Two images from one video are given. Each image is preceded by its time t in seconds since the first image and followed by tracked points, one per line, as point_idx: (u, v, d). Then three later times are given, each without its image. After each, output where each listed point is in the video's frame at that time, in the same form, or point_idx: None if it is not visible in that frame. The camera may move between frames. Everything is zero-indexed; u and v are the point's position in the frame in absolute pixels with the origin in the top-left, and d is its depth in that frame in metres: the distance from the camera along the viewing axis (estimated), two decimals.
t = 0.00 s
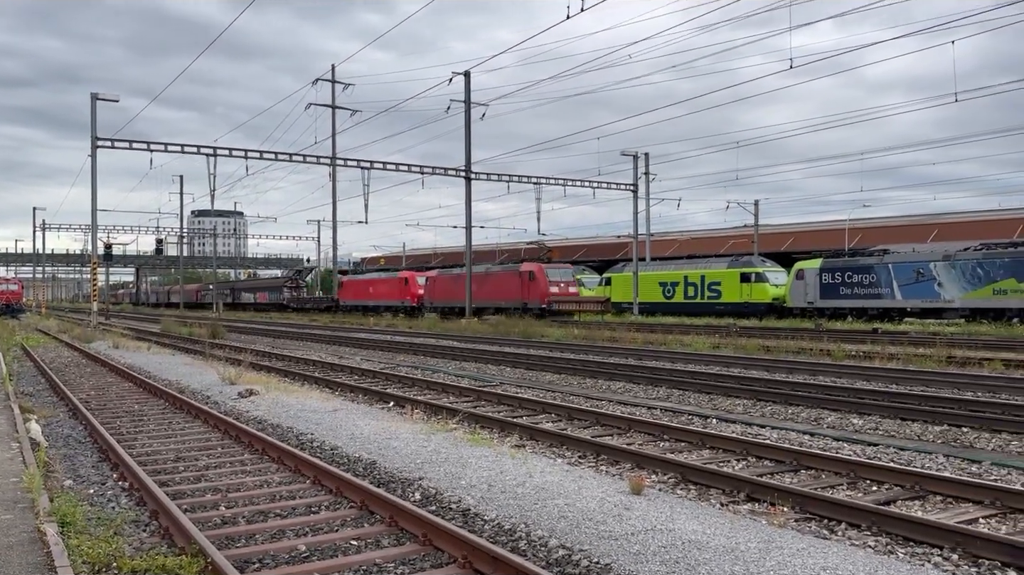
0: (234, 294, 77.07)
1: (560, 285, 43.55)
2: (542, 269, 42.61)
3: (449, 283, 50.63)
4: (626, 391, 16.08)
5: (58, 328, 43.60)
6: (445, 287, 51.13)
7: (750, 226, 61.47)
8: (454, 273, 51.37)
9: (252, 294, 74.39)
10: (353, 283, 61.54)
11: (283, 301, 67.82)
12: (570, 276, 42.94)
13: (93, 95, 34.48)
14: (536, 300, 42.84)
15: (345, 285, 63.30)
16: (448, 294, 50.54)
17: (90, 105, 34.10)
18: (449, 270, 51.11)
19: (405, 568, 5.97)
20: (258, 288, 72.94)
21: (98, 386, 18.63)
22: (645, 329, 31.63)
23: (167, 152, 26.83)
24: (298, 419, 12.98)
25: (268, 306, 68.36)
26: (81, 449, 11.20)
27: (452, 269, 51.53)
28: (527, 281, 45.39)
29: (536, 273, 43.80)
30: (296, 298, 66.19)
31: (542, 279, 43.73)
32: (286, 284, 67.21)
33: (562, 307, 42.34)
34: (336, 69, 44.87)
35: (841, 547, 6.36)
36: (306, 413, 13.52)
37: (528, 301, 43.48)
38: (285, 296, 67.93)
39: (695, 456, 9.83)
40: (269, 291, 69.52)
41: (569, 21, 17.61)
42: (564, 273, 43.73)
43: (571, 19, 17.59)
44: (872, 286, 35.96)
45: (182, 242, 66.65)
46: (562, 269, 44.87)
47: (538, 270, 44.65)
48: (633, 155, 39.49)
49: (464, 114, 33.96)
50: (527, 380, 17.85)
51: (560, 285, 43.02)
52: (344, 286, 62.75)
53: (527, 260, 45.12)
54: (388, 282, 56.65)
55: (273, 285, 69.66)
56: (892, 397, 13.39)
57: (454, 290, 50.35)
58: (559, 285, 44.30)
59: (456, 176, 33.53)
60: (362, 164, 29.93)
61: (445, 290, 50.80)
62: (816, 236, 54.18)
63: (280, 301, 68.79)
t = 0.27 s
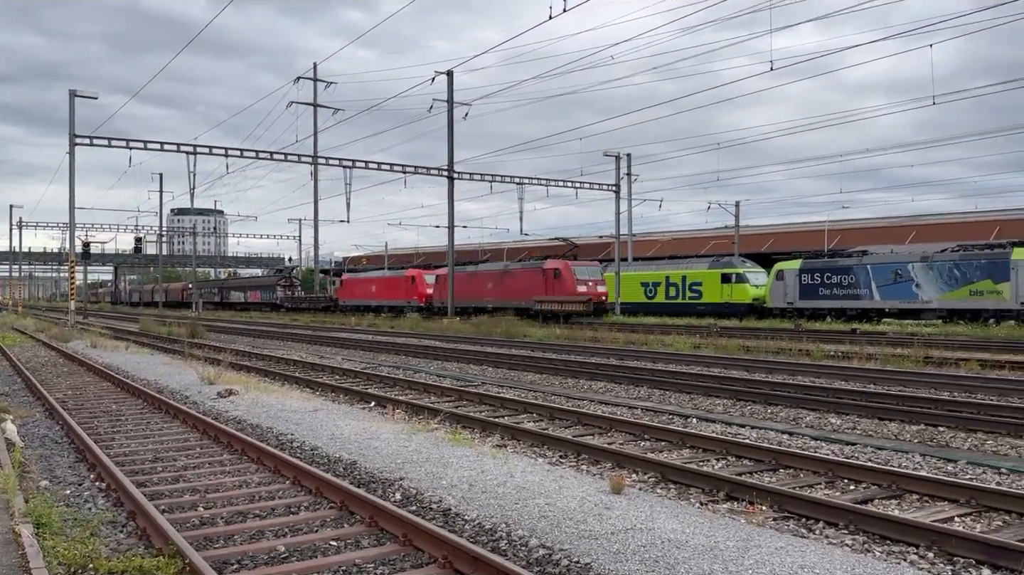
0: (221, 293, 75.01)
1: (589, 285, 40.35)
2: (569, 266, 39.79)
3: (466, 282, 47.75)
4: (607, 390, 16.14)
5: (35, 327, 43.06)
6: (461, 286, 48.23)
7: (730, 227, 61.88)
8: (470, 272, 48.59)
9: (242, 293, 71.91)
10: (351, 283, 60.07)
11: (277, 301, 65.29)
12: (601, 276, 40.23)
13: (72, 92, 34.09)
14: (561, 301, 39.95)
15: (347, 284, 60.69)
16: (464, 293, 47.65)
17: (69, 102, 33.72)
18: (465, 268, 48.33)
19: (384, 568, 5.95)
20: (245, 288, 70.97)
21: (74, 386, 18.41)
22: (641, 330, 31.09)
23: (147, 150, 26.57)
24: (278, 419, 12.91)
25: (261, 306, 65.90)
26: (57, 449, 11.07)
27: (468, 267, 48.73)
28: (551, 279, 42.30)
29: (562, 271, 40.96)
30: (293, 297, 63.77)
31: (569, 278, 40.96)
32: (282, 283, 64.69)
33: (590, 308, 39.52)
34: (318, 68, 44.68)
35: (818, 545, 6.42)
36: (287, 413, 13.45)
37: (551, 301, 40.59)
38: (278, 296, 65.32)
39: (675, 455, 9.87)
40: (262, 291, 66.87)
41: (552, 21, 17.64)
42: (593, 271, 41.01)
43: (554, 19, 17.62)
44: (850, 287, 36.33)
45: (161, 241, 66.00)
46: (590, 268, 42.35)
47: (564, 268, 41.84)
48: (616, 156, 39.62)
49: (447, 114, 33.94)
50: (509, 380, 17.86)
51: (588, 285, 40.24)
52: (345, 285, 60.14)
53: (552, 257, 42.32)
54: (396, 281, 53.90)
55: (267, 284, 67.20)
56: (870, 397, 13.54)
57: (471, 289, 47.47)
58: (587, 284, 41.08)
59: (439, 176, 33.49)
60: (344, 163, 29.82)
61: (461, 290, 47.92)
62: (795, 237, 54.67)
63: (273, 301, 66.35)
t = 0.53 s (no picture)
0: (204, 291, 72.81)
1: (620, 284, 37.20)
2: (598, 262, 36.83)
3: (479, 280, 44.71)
4: (584, 390, 16.19)
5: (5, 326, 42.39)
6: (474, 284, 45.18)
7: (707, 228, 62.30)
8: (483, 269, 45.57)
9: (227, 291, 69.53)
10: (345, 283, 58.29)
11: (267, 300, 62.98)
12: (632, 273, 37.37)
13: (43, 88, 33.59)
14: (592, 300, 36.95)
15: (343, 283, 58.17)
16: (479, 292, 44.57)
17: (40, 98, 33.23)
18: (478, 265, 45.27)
19: (359, 569, 5.93)
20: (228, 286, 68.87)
21: (45, 386, 18.15)
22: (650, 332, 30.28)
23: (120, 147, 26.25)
24: (253, 420, 12.81)
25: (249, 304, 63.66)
26: (26, 451, 10.91)
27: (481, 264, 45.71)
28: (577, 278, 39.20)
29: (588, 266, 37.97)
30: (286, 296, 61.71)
31: (597, 276, 37.97)
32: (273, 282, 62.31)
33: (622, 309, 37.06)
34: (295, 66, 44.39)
35: (791, 543, 6.48)
36: (262, 413, 13.35)
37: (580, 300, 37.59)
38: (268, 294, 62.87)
39: (651, 454, 9.93)
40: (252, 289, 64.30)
41: (530, 21, 17.65)
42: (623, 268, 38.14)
43: (532, 19, 17.62)
44: (824, 287, 36.72)
45: (135, 239, 65.20)
46: (617, 266, 39.75)
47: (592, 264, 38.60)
48: (594, 156, 39.76)
49: (425, 113, 33.87)
50: (486, 379, 17.86)
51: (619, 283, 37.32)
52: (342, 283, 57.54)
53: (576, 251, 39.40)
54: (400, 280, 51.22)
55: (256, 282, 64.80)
56: (842, 396, 13.71)
57: (486, 287, 44.41)
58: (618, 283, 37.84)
59: (417, 175, 33.41)
60: (321, 161, 29.63)
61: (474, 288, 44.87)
62: (770, 237, 55.19)
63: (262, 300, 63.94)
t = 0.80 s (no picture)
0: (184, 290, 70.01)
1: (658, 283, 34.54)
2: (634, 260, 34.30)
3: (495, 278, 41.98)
4: (556, 389, 16.25)
5: None
6: (489, 282, 42.40)
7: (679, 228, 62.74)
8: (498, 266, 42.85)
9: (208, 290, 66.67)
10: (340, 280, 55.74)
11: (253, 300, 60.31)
12: (670, 270, 34.85)
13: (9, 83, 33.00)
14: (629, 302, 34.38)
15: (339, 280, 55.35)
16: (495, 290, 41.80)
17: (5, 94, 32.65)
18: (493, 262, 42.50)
19: (329, 570, 5.90)
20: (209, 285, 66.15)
21: (9, 386, 17.83)
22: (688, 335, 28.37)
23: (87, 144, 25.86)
24: (224, 420, 12.69)
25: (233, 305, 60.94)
26: None
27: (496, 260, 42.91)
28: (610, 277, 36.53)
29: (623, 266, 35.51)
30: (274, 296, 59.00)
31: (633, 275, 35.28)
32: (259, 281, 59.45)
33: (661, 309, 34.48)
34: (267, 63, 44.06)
35: (759, 540, 6.56)
36: (233, 413, 13.23)
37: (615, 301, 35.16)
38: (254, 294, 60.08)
39: (622, 453, 9.99)
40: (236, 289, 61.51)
41: (504, 22, 17.67)
42: (659, 266, 35.67)
43: (506, 20, 17.65)
44: (794, 287, 37.16)
45: (103, 237, 64.24)
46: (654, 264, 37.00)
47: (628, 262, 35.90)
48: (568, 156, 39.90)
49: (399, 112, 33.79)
50: (459, 379, 17.86)
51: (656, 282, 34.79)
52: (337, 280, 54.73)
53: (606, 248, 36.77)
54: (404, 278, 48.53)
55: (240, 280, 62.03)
56: (811, 394, 13.89)
57: (502, 285, 41.63)
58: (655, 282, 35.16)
59: (390, 174, 33.30)
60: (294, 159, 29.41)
61: (490, 286, 42.11)
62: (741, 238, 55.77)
63: (248, 300, 61.35)
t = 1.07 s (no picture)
0: (159, 289, 67.03)
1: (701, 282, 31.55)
2: (676, 257, 31.25)
3: (513, 276, 38.79)
4: (525, 389, 16.27)
5: None
6: (506, 282, 39.21)
7: (647, 229, 63.18)
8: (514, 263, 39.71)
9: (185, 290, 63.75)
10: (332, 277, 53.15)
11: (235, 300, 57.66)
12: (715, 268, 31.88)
13: None
14: (671, 303, 31.30)
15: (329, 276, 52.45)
16: (513, 289, 38.61)
17: None
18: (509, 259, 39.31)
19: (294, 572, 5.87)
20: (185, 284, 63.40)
21: None
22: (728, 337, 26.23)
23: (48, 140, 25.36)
24: (189, 421, 12.53)
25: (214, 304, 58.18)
26: None
27: (512, 257, 39.74)
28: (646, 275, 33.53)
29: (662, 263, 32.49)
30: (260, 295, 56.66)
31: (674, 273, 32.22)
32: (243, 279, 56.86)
33: (707, 310, 32.14)
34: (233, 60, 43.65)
35: (724, 538, 6.64)
36: (198, 415, 13.06)
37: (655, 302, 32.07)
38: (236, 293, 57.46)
39: (590, 452, 10.05)
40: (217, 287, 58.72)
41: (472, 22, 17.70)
42: (702, 264, 32.62)
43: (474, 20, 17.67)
44: (760, 287, 37.66)
45: (64, 236, 62.97)
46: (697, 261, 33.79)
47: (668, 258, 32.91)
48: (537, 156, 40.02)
49: (368, 110, 33.63)
50: (428, 379, 17.81)
51: (700, 280, 31.78)
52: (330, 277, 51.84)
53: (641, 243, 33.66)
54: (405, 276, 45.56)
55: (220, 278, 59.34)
56: (775, 393, 14.07)
57: (521, 283, 38.44)
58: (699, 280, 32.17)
59: (359, 173, 33.10)
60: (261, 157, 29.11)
61: (507, 286, 38.96)
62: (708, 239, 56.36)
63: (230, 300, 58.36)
